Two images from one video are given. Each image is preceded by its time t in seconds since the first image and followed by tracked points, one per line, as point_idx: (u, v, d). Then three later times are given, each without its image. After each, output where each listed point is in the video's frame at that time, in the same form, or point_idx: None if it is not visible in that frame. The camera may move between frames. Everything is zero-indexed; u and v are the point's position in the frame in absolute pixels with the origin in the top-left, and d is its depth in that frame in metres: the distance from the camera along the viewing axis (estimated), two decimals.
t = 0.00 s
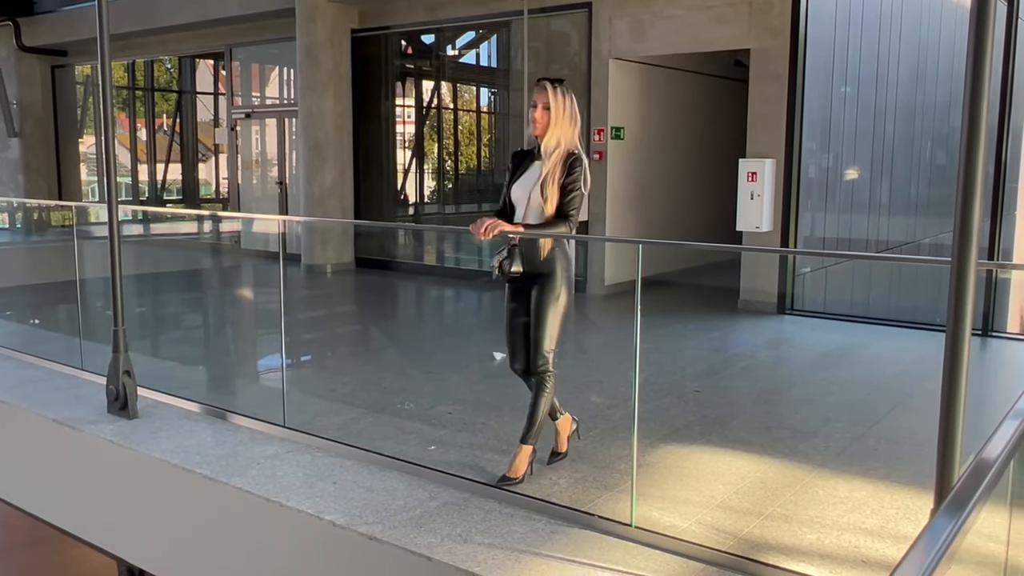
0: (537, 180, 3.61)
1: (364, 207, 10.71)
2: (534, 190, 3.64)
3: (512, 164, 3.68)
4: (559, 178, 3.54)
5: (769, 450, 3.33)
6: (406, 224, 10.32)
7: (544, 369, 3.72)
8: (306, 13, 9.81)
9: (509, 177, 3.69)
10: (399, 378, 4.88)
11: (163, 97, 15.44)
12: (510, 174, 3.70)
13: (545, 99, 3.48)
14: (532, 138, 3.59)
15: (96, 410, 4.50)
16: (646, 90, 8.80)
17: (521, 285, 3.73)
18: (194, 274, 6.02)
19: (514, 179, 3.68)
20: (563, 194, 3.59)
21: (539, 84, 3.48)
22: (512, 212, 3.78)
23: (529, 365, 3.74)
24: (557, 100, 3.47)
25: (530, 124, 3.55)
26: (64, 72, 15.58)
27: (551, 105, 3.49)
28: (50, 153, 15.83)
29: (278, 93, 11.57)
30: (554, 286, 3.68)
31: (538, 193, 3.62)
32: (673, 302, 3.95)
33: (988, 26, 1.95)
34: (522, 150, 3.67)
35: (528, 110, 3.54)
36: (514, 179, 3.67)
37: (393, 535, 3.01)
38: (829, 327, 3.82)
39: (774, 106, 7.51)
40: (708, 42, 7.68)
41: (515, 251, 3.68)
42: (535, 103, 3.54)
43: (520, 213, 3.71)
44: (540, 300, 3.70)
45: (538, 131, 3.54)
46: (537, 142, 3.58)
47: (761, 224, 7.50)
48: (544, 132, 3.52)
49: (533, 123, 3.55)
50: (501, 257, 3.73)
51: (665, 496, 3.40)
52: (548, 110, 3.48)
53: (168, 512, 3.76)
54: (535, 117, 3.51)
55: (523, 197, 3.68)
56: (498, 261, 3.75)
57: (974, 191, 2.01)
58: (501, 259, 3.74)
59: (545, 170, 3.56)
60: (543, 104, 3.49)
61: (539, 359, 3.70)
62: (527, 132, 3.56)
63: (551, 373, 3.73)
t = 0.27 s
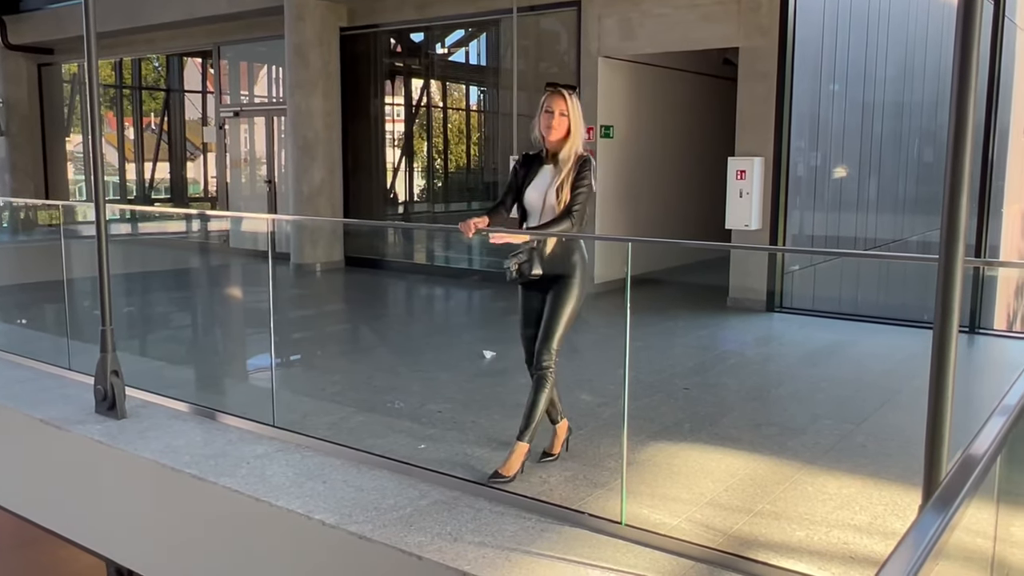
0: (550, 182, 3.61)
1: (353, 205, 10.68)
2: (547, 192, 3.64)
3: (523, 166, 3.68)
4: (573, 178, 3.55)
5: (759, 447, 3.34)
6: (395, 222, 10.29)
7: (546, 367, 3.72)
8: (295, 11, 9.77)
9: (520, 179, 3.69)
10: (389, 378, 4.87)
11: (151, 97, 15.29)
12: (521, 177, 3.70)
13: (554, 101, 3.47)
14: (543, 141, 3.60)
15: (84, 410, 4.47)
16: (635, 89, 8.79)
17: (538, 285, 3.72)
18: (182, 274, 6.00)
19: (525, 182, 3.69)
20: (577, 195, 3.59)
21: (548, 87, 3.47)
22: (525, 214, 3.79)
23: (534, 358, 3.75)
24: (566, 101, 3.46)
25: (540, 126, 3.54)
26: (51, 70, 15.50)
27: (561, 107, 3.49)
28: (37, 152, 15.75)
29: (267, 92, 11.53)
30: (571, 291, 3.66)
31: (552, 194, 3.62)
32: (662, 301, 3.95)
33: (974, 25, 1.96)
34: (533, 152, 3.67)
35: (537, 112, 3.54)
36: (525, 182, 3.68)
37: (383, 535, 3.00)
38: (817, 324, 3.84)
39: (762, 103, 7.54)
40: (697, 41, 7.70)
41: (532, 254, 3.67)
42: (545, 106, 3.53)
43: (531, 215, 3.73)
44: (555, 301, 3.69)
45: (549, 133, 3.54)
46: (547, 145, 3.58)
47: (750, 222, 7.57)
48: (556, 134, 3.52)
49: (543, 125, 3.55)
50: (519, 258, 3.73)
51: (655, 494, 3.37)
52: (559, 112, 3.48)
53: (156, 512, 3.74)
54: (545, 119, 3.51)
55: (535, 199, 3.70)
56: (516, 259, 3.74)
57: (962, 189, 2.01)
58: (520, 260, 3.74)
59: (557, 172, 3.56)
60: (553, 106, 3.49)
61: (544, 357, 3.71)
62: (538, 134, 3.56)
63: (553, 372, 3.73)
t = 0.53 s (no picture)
0: (557, 171, 3.58)
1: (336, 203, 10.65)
2: (553, 182, 3.59)
3: (523, 159, 3.62)
4: (584, 166, 3.55)
5: (742, 443, 3.35)
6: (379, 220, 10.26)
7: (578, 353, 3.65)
8: (276, 8, 9.72)
9: (521, 172, 3.62)
10: (373, 377, 4.86)
11: (132, 95, 14.86)
12: (524, 174, 3.62)
13: (557, 89, 3.49)
14: (544, 131, 3.58)
15: (64, 411, 4.43)
16: (618, 87, 8.77)
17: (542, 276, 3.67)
18: (163, 273, 5.96)
19: (530, 179, 3.61)
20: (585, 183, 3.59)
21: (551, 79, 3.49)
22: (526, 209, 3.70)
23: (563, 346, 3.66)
24: (569, 88, 3.50)
25: (543, 116, 3.54)
26: (30, 67, 15.35)
27: (563, 95, 3.51)
28: (16, 151, 15.60)
29: (249, 90, 11.47)
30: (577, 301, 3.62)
31: (559, 183, 3.57)
32: (645, 298, 3.96)
33: (954, 23, 1.97)
34: (531, 145, 3.63)
35: (538, 103, 3.53)
36: (527, 174, 3.60)
37: (367, 534, 2.99)
38: (799, 321, 3.86)
39: (745, 102, 7.54)
40: (680, 39, 7.72)
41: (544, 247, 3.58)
42: (544, 99, 3.53)
43: (542, 213, 3.66)
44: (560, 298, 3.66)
45: (552, 123, 3.54)
46: (550, 135, 3.57)
47: (733, 220, 7.57)
48: (560, 122, 3.53)
49: (545, 115, 3.55)
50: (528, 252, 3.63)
51: (640, 491, 3.36)
52: (562, 101, 3.50)
53: (138, 513, 3.72)
54: (549, 108, 3.51)
55: (544, 196, 3.63)
56: (523, 253, 3.64)
57: (942, 185, 2.03)
58: (529, 255, 3.64)
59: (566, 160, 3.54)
60: (557, 97, 3.50)
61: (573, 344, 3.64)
62: (541, 124, 3.54)
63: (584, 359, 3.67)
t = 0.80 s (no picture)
0: (563, 166, 3.56)
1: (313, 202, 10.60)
2: (559, 178, 3.58)
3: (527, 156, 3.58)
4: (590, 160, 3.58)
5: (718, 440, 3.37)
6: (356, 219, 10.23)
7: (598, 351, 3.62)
8: (251, 6, 9.65)
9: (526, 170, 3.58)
10: (350, 377, 4.83)
11: (104, 93, 14.74)
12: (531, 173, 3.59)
13: (561, 85, 3.50)
14: (546, 128, 3.56)
15: (36, 413, 4.37)
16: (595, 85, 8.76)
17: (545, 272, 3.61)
18: (137, 273, 5.90)
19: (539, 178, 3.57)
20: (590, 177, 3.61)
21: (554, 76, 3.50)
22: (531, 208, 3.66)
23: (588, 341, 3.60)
24: (571, 84, 3.52)
25: (546, 112, 3.53)
26: None
27: (565, 91, 3.52)
28: None
29: (224, 88, 11.38)
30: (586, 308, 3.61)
31: (570, 179, 3.57)
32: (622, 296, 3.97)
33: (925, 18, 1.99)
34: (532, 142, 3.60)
35: (542, 100, 3.52)
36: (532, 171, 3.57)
37: (345, 534, 2.98)
38: (774, 318, 3.88)
39: (721, 100, 7.55)
40: (656, 37, 7.77)
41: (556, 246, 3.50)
42: (546, 97, 3.53)
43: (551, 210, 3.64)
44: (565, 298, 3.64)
45: (555, 118, 3.53)
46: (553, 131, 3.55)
47: (710, 217, 7.60)
48: (564, 118, 3.53)
49: (546, 112, 3.55)
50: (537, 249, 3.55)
51: (618, 488, 3.37)
52: (566, 96, 3.50)
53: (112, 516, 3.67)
54: (553, 105, 3.50)
55: (554, 195, 3.61)
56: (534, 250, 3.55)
57: (913, 179, 2.05)
58: (538, 252, 3.56)
59: (571, 155, 3.53)
60: (562, 94, 3.50)
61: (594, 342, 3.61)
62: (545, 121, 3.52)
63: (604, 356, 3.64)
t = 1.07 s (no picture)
0: (583, 172, 3.56)
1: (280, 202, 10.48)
2: (581, 183, 3.58)
3: (547, 165, 3.51)
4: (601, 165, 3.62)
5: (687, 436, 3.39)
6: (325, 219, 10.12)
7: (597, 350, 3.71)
8: (217, 5, 9.58)
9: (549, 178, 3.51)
10: (320, 378, 4.80)
11: (67, 92, 14.54)
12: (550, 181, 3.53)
13: (573, 91, 3.47)
14: (562, 135, 3.51)
15: None
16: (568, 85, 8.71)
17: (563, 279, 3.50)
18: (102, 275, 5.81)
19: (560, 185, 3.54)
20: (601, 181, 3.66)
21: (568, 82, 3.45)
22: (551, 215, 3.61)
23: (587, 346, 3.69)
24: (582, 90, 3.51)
25: (562, 120, 3.48)
26: None
27: (576, 97, 3.50)
28: None
29: (190, 87, 11.25)
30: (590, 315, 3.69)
31: (589, 184, 3.58)
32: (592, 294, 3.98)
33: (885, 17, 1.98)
34: (549, 150, 3.52)
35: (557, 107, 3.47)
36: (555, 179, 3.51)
37: (315, 537, 2.95)
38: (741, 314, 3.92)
39: (690, 97, 7.60)
40: (623, 35, 7.75)
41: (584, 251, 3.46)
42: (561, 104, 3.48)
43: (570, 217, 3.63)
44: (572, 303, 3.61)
45: (570, 125, 3.50)
46: (568, 138, 3.52)
47: (679, 216, 7.67)
48: (579, 124, 3.51)
49: (560, 119, 3.50)
50: (568, 256, 3.45)
51: (589, 486, 3.32)
52: (579, 102, 3.48)
53: (76, 522, 3.61)
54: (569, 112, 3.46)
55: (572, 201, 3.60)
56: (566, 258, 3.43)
57: (876, 179, 2.06)
58: (568, 259, 3.45)
59: (591, 160, 3.54)
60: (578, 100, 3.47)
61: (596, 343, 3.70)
62: (562, 128, 3.45)
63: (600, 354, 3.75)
